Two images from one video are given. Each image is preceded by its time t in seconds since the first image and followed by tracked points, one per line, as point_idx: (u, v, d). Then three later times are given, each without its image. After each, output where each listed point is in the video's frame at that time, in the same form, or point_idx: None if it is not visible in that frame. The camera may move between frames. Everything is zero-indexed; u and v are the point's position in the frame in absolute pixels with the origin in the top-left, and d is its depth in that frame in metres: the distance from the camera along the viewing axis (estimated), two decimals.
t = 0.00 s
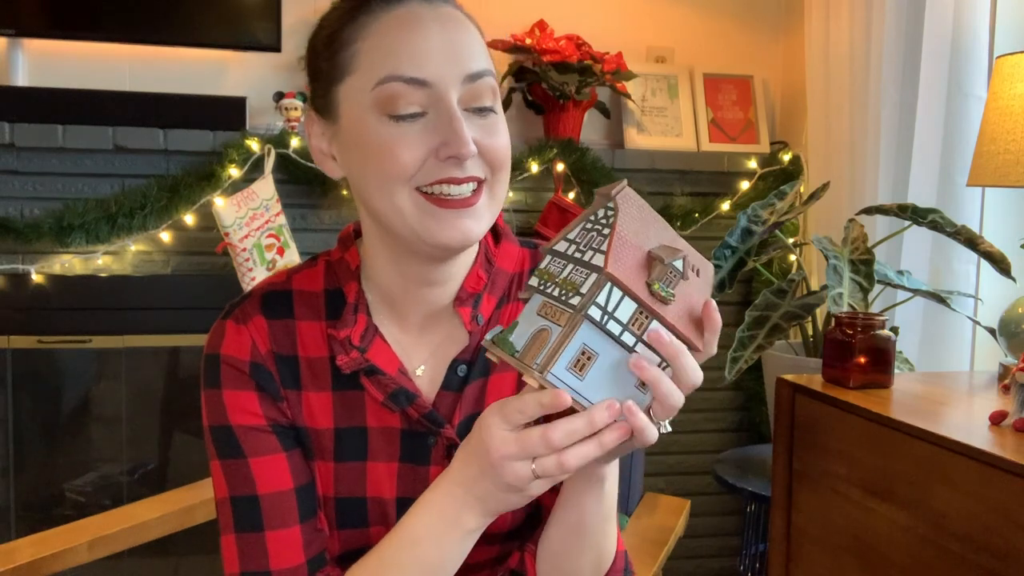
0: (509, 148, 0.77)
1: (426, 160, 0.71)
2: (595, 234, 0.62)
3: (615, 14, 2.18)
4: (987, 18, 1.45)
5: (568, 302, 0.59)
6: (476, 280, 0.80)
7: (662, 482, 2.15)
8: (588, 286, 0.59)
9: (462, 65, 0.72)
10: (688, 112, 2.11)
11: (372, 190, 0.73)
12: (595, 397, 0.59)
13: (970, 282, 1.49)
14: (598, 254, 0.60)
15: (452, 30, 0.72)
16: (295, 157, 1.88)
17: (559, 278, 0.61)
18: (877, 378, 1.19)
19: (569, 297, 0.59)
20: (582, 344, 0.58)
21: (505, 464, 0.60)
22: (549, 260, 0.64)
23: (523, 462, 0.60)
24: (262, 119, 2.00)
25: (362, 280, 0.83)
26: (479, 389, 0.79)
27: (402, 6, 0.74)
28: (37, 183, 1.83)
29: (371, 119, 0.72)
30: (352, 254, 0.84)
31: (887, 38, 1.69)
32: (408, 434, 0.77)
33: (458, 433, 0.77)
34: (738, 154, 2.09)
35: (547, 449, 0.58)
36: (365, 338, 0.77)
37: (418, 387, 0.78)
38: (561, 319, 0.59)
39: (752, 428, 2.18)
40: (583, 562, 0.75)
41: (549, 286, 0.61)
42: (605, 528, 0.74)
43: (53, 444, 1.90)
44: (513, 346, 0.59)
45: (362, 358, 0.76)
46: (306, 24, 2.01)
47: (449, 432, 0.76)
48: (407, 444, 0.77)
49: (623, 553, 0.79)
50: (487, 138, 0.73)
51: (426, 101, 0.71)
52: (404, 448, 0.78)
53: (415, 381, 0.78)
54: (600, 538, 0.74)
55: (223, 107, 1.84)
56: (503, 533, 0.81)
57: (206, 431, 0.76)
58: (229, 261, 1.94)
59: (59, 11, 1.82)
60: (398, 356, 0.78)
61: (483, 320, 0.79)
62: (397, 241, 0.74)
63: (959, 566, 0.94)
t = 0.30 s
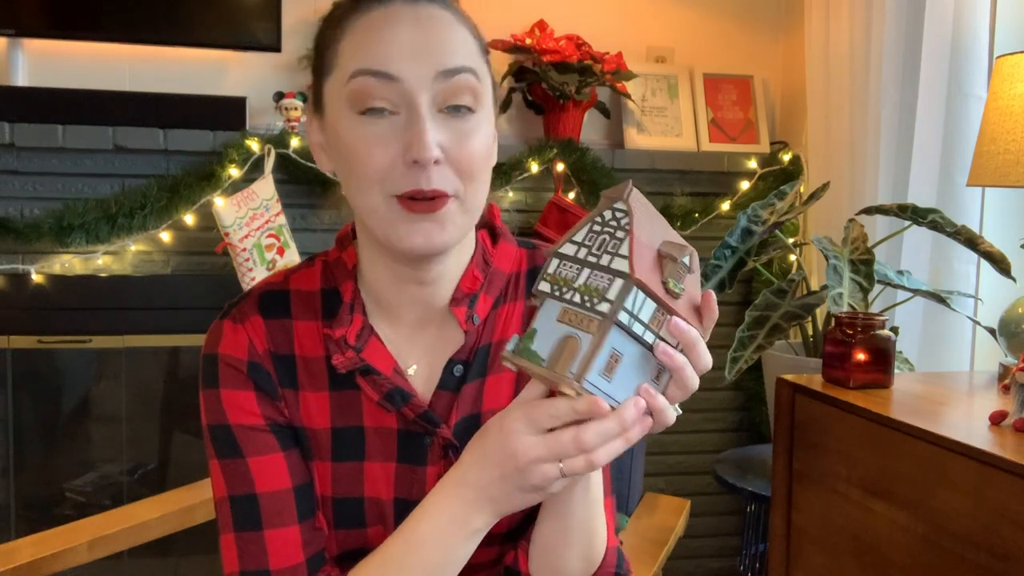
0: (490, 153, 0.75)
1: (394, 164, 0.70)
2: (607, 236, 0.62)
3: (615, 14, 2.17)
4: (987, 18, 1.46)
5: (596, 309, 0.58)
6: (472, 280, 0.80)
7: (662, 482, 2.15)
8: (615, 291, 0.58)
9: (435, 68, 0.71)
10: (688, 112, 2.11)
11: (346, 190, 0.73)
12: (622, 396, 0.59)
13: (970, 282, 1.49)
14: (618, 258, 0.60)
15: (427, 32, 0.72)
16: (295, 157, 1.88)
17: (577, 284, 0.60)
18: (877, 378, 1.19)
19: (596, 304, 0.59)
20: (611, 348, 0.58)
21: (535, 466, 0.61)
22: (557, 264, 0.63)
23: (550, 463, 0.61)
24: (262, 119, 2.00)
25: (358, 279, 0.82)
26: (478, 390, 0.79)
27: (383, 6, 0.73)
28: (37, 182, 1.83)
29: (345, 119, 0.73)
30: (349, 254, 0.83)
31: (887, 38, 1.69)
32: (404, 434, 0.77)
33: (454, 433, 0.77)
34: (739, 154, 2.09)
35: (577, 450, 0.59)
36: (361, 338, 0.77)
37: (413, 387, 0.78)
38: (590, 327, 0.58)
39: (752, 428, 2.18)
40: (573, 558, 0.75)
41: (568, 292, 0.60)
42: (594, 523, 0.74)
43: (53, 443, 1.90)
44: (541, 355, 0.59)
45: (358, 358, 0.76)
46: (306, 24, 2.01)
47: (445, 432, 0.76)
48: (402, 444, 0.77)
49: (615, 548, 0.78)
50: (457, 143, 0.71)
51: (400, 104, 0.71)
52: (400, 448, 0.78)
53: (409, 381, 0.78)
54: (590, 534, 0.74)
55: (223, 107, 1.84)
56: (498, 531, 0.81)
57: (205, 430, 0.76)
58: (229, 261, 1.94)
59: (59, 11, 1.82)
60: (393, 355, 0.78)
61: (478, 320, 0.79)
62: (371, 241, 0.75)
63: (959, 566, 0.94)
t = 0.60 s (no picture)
0: (475, 176, 0.72)
1: (369, 177, 0.70)
2: (613, 255, 0.61)
3: (615, 13, 2.17)
4: (987, 18, 1.46)
5: (607, 334, 0.60)
6: (472, 278, 0.81)
7: (662, 482, 2.15)
8: (626, 316, 0.60)
9: (421, 86, 0.69)
10: (688, 112, 2.11)
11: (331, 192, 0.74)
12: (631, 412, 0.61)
13: (970, 283, 1.49)
14: (626, 279, 0.60)
15: (420, 48, 0.69)
16: (295, 157, 1.88)
17: (584, 306, 0.61)
18: (877, 378, 1.19)
19: (607, 329, 0.60)
20: (622, 371, 0.60)
21: (542, 477, 0.62)
22: (559, 281, 0.62)
23: (557, 475, 0.62)
24: (262, 119, 2.00)
25: (359, 278, 0.82)
26: (478, 389, 0.79)
27: (383, 15, 0.71)
28: (37, 183, 1.83)
29: (334, 123, 0.73)
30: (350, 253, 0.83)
31: (887, 38, 1.69)
32: (404, 433, 0.78)
33: (454, 431, 0.78)
34: (738, 154, 2.09)
35: (586, 465, 0.60)
36: (361, 336, 0.77)
37: (412, 385, 0.78)
38: (602, 352, 0.60)
39: (752, 428, 2.18)
40: (573, 554, 0.75)
41: (576, 315, 0.61)
42: (592, 518, 0.75)
43: (53, 443, 1.90)
44: (551, 381, 0.61)
45: (358, 356, 0.76)
46: (306, 24, 2.01)
47: (445, 429, 0.76)
48: (403, 442, 0.78)
49: (616, 546, 0.78)
50: (434, 166, 0.70)
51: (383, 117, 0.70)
52: (400, 446, 0.78)
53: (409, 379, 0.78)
54: (589, 529, 0.75)
55: (223, 107, 1.84)
56: (498, 530, 0.81)
57: (203, 428, 0.76)
58: (229, 261, 1.94)
59: (59, 11, 1.82)
60: (392, 353, 0.78)
61: (478, 318, 0.80)
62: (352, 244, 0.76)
63: (959, 566, 0.94)
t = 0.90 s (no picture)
0: (498, 185, 0.74)
1: (400, 188, 0.71)
2: (598, 232, 0.62)
3: (615, 13, 2.18)
4: (987, 18, 1.46)
5: (604, 306, 0.59)
6: (471, 282, 0.81)
7: (662, 482, 2.15)
8: (621, 286, 0.60)
9: (454, 101, 0.69)
10: (688, 112, 2.11)
11: (351, 199, 0.74)
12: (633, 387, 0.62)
13: (970, 282, 1.49)
14: (614, 253, 0.61)
15: (453, 61, 0.69)
16: (295, 157, 1.88)
17: (578, 283, 0.61)
18: (877, 378, 1.19)
19: (604, 301, 0.60)
20: (621, 341, 0.60)
21: (549, 453, 0.62)
22: (548, 264, 0.62)
23: (561, 451, 0.62)
24: (262, 119, 2.00)
25: (356, 282, 0.82)
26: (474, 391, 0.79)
27: (413, 25, 0.70)
28: (37, 182, 1.83)
29: (357, 131, 0.72)
30: (347, 255, 0.83)
31: (887, 38, 1.69)
32: (402, 435, 0.78)
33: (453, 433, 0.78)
34: (739, 154, 2.09)
35: (590, 439, 0.60)
36: (358, 340, 0.77)
37: (411, 388, 0.78)
38: (601, 324, 0.59)
39: (752, 428, 2.18)
40: (570, 553, 0.75)
41: (570, 293, 0.61)
42: (588, 516, 0.75)
43: (53, 443, 1.90)
44: (554, 359, 0.60)
45: (354, 360, 0.76)
46: (306, 24, 2.01)
47: (442, 433, 0.76)
48: (400, 445, 0.78)
49: (613, 544, 0.78)
50: (465, 178, 0.71)
51: (413, 129, 0.70)
52: (398, 449, 0.78)
53: (409, 382, 0.79)
54: (585, 527, 0.75)
55: (223, 107, 1.84)
56: (493, 530, 0.81)
57: (198, 428, 0.76)
58: (229, 261, 1.94)
59: (59, 11, 1.82)
60: (391, 358, 0.78)
61: (477, 320, 0.80)
62: (371, 249, 0.76)
63: (959, 566, 0.94)
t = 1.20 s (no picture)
0: (479, 179, 0.73)
1: (371, 178, 0.71)
2: (573, 228, 0.61)
3: (615, 13, 2.18)
4: (987, 18, 1.46)
5: (585, 300, 0.58)
6: (465, 285, 0.81)
7: (662, 482, 2.15)
8: (602, 279, 0.59)
9: (427, 91, 0.69)
10: (688, 111, 2.11)
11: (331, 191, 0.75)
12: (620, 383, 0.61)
13: (970, 282, 1.49)
14: (592, 247, 0.60)
15: (426, 52, 0.69)
16: (295, 157, 1.88)
17: (558, 280, 0.60)
18: (877, 378, 1.19)
19: (586, 295, 0.59)
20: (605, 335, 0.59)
21: (537, 448, 0.63)
22: (527, 264, 0.61)
23: (550, 446, 0.63)
24: (262, 119, 2.00)
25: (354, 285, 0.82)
26: (469, 392, 0.79)
27: (392, 19, 0.70)
28: (37, 182, 1.83)
29: (338, 125, 0.73)
30: (344, 258, 0.83)
31: (887, 38, 1.69)
32: (398, 441, 0.78)
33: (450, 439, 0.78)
34: (739, 154, 2.09)
35: (580, 434, 0.60)
36: (354, 343, 0.77)
37: (407, 394, 0.78)
38: (585, 317, 0.58)
39: (752, 428, 2.18)
40: (563, 555, 0.75)
41: (551, 290, 0.60)
42: (581, 518, 0.75)
43: (52, 443, 1.90)
44: (540, 357, 0.58)
45: (351, 364, 0.76)
46: (306, 23, 2.01)
47: (439, 438, 0.77)
48: (397, 450, 0.78)
49: (608, 546, 0.78)
50: (439, 169, 0.70)
51: (387, 120, 0.70)
52: (395, 454, 0.78)
53: (404, 387, 0.79)
54: (578, 528, 0.75)
55: (223, 107, 1.84)
56: (488, 534, 0.81)
57: (196, 429, 0.76)
58: (229, 261, 1.94)
59: (59, 11, 1.82)
60: (387, 361, 0.79)
61: (472, 325, 0.80)
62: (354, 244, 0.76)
63: (959, 566, 0.94)
